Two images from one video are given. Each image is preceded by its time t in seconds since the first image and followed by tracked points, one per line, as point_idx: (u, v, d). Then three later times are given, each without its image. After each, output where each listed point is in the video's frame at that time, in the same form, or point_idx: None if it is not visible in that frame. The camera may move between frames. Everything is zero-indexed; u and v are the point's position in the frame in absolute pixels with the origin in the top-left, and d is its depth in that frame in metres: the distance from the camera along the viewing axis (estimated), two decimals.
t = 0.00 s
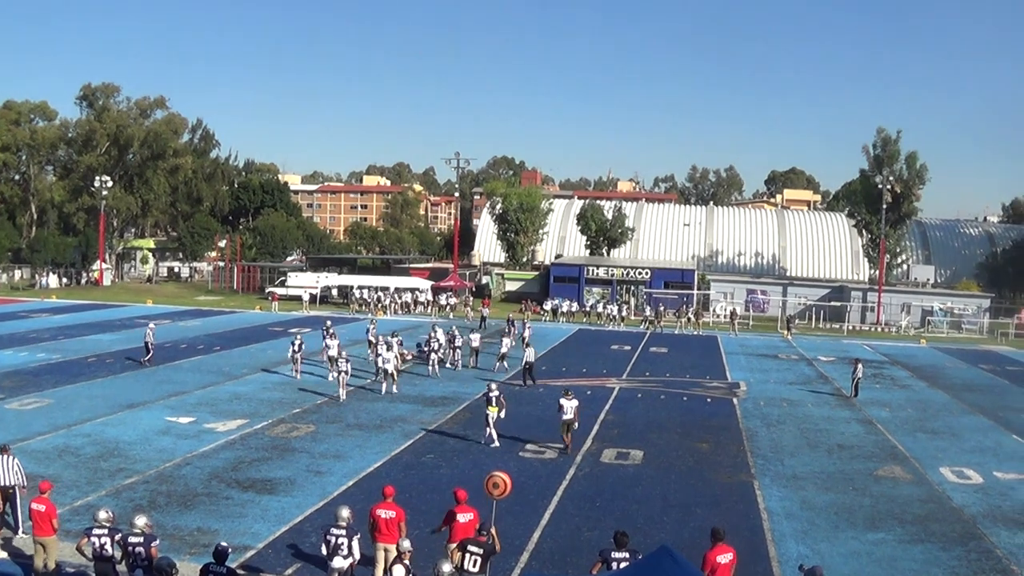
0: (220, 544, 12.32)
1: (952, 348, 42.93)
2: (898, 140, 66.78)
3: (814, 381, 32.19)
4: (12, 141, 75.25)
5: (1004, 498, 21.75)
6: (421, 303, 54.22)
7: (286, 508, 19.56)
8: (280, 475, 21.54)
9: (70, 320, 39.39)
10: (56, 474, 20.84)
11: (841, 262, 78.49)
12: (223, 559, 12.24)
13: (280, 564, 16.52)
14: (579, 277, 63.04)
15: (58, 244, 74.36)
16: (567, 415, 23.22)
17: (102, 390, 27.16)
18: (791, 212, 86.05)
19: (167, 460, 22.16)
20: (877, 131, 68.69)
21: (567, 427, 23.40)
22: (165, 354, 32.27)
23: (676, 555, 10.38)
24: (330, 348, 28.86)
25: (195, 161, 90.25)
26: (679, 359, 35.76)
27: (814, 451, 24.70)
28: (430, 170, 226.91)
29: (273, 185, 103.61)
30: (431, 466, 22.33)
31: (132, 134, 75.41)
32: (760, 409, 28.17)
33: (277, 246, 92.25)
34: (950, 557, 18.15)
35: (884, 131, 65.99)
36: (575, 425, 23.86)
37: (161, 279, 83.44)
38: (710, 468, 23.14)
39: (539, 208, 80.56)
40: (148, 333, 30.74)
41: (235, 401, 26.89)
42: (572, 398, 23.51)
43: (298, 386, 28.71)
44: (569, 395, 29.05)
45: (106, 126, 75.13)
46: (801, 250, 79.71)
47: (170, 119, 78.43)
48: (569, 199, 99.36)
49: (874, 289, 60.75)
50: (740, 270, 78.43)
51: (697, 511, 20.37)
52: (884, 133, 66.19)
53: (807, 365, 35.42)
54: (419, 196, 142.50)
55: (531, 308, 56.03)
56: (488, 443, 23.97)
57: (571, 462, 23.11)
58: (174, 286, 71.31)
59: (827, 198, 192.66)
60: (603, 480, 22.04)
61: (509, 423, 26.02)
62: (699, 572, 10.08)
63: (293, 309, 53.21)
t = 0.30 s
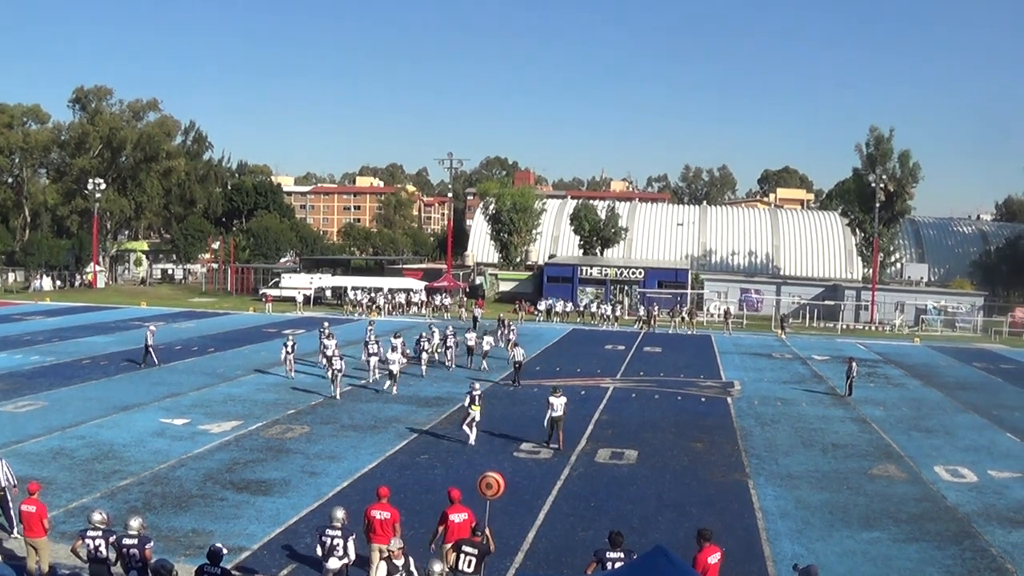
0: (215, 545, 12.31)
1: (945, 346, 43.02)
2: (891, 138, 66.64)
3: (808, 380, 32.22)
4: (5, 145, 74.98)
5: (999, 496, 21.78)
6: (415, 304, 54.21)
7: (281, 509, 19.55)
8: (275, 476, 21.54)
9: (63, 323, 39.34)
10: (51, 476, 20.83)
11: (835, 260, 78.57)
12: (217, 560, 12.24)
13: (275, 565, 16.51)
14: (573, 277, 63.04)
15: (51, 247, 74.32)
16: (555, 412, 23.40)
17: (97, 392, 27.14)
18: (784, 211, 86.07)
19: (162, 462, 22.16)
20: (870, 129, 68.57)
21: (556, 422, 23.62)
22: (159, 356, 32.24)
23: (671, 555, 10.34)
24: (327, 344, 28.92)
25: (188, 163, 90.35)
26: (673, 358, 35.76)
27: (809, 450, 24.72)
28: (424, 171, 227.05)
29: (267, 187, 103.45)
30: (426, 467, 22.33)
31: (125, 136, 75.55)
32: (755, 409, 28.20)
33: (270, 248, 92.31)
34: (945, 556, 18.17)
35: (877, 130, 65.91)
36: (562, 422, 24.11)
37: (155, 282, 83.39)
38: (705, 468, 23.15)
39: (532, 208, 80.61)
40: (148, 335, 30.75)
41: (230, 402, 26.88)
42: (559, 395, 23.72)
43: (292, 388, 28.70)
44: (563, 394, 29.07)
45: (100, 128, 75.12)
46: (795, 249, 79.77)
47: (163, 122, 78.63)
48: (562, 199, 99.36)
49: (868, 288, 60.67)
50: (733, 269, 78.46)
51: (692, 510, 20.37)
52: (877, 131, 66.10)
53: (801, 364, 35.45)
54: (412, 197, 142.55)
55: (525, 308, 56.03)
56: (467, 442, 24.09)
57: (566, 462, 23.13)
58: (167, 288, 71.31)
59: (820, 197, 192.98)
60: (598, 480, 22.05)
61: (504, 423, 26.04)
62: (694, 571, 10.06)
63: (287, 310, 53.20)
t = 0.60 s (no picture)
0: (220, 545, 12.33)
1: (949, 341, 42.96)
2: (893, 132, 66.53)
3: (812, 376, 32.18)
4: (7, 147, 74.92)
5: (1004, 490, 21.78)
6: (418, 303, 54.19)
7: (286, 509, 19.57)
8: (279, 476, 21.55)
9: (67, 324, 39.37)
10: (55, 478, 20.86)
11: (837, 256, 78.49)
12: (223, 561, 12.28)
13: (280, 565, 16.53)
14: (575, 274, 62.99)
15: (54, 249, 74.37)
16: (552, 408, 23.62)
17: (101, 394, 27.16)
18: (787, 206, 86.00)
19: (166, 462, 22.19)
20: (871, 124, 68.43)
21: (552, 418, 23.89)
22: (163, 356, 32.27)
23: (677, 552, 10.33)
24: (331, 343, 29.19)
25: (190, 165, 90.34)
26: (678, 355, 35.71)
27: (814, 446, 24.70)
28: (426, 170, 227.02)
29: (269, 187, 103.43)
30: (430, 466, 22.34)
31: (127, 138, 75.56)
32: (759, 405, 28.19)
33: (273, 248, 92.28)
34: (950, 551, 18.17)
35: (878, 124, 65.78)
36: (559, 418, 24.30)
37: (158, 283, 83.43)
38: (709, 464, 23.15)
39: (535, 206, 80.60)
40: (159, 336, 30.83)
41: (233, 403, 26.88)
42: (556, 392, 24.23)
43: (294, 387, 28.69)
44: (566, 392, 29.07)
45: (101, 130, 75.18)
46: (797, 245, 79.72)
47: (164, 123, 78.61)
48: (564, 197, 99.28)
49: (871, 283, 60.60)
50: (736, 265, 78.40)
51: (697, 507, 20.36)
52: (879, 126, 65.98)
53: (805, 359, 35.42)
54: (413, 196, 142.50)
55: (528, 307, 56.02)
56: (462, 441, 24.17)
57: (570, 460, 23.13)
58: (171, 289, 71.33)
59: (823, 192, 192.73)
60: (602, 477, 22.06)
61: (507, 421, 26.05)
62: (699, 568, 10.07)
63: (290, 310, 53.22)
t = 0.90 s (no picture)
0: (220, 548, 12.34)
1: (948, 341, 42.97)
2: (891, 133, 66.50)
3: (811, 377, 32.20)
4: (6, 149, 74.96)
5: (1003, 490, 21.78)
6: (417, 305, 54.19)
7: (286, 511, 19.57)
8: (278, 479, 21.56)
9: (66, 327, 39.37)
10: (55, 480, 20.86)
11: (836, 257, 78.52)
12: (224, 563, 12.31)
13: (279, 567, 16.54)
14: (574, 276, 63.00)
15: (54, 251, 74.36)
16: (543, 408, 23.83)
17: (100, 396, 27.15)
18: (786, 207, 86.06)
19: (166, 465, 22.20)
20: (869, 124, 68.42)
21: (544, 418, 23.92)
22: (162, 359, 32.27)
23: (676, 552, 10.32)
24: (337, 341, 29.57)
25: (189, 167, 90.32)
26: (677, 356, 35.72)
27: (813, 447, 24.70)
28: (425, 172, 227.14)
29: (267, 189, 103.44)
30: (430, 468, 22.33)
31: (126, 140, 75.53)
32: (758, 406, 28.18)
33: (272, 250, 92.20)
34: (950, 550, 18.18)
35: (876, 125, 65.77)
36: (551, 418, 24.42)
37: (157, 286, 83.39)
38: (709, 465, 23.15)
39: (533, 208, 80.66)
40: (165, 337, 30.85)
41: (233, 405, 26.88)
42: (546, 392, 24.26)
43: (294, 390, 28.70)
44: (565, 393, 29.07)
45: (100, 132, 75.17)
46: (796, 246, 79.73)
47: (163, 125, 78.58)
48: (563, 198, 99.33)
49: (870, 283, 60.64)
50: (735, 266, 78.42)
51: (696, 508, 20.37)
52: (877, 126, 65.95)
53: (804, 360, 35.44)
54: (412, 198, 142.48)
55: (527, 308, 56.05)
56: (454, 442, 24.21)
57: (570, 462, 23.12)
58: (169, 291, 71.31)
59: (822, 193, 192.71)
60: (602, 479, 22.06)
61: (507, 423, 26.06)
62: (699, 569, 10.06)
63: (289, 312, 53.25)
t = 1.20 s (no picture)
0: (223, 550, 12.31)
1: (949, 342, 42.95)
2: (892, 134, 66.50)
3: (812, 378, 32.17)
4: (7, 152, 75.01)
5: (1005, 492, 21.76)
6: (418, 306, 54.17)
7: (287, 513, 19.56)
8: (279, 480, 21.55)
9: (67, 329, 39.36)
10: (56, 483, 20.86)
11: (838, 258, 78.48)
12: (226, 566, 12.29)
13: (281, 568, 16.53)
14: (575, 277, 63.01)
15: (54, 254, 74.36)
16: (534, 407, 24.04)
17: (101, 398, 27.15)
18: (786, 209, 86.09)
19: (167, 467, 22.20)
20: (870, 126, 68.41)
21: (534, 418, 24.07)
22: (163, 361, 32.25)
23: (679, 552, 10.29)
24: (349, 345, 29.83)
25: (189, 169, 90.29)
26: (678, 357, 35.71)
27: (814, 448, 24.69)
28: (426, 174, 227.18)
29: (268, 192, 103.49)
30: (431, 470, 22.32)
31: (126, 142, 75.49)
32: (760, 407, 28.16)
33: (273, 253, 92.16)
34: (952, 552, 18.16)
35: (877, 126, 65.80)
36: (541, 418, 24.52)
37: (158, 288, 83.48)
38: (710, 467, 23.13)
39: (534, 209, 80.66)
40: (173, 340, 31.13)
41: (234, 407, 26.88)
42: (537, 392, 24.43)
43: (295, 392, 28.71)
44: (567, 395, 29.05)
45: (101, 134, 75.21)
46: (797, 247, 79.74)
47: (164, 128, 78.53)
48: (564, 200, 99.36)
49: (871, 285, 60.67)
50: (736, 268, 78.41)
51: (698, 510, 20.36)
52: (878, 128, 65.94)
53: (806, 361, 35.44)
54: (413, 200, 142.46)
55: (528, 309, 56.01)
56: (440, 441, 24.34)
57: (571, 463, 23.10)
58: (171, 294, 71.31)
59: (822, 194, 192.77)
60: (604, 480, 22.05)
61: (509, 424, 26.04)
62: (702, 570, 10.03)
63: (290, 314, 53.26)
